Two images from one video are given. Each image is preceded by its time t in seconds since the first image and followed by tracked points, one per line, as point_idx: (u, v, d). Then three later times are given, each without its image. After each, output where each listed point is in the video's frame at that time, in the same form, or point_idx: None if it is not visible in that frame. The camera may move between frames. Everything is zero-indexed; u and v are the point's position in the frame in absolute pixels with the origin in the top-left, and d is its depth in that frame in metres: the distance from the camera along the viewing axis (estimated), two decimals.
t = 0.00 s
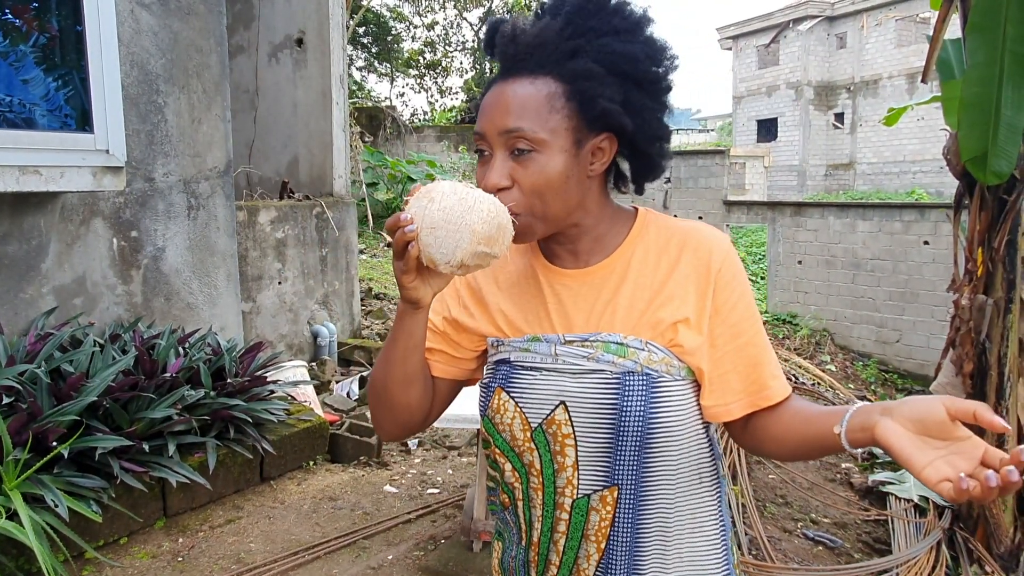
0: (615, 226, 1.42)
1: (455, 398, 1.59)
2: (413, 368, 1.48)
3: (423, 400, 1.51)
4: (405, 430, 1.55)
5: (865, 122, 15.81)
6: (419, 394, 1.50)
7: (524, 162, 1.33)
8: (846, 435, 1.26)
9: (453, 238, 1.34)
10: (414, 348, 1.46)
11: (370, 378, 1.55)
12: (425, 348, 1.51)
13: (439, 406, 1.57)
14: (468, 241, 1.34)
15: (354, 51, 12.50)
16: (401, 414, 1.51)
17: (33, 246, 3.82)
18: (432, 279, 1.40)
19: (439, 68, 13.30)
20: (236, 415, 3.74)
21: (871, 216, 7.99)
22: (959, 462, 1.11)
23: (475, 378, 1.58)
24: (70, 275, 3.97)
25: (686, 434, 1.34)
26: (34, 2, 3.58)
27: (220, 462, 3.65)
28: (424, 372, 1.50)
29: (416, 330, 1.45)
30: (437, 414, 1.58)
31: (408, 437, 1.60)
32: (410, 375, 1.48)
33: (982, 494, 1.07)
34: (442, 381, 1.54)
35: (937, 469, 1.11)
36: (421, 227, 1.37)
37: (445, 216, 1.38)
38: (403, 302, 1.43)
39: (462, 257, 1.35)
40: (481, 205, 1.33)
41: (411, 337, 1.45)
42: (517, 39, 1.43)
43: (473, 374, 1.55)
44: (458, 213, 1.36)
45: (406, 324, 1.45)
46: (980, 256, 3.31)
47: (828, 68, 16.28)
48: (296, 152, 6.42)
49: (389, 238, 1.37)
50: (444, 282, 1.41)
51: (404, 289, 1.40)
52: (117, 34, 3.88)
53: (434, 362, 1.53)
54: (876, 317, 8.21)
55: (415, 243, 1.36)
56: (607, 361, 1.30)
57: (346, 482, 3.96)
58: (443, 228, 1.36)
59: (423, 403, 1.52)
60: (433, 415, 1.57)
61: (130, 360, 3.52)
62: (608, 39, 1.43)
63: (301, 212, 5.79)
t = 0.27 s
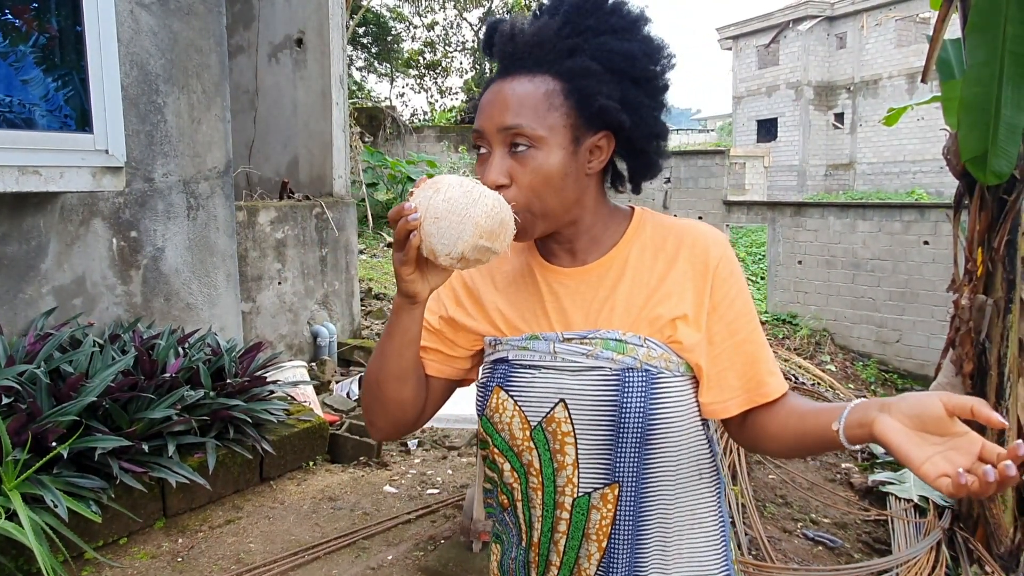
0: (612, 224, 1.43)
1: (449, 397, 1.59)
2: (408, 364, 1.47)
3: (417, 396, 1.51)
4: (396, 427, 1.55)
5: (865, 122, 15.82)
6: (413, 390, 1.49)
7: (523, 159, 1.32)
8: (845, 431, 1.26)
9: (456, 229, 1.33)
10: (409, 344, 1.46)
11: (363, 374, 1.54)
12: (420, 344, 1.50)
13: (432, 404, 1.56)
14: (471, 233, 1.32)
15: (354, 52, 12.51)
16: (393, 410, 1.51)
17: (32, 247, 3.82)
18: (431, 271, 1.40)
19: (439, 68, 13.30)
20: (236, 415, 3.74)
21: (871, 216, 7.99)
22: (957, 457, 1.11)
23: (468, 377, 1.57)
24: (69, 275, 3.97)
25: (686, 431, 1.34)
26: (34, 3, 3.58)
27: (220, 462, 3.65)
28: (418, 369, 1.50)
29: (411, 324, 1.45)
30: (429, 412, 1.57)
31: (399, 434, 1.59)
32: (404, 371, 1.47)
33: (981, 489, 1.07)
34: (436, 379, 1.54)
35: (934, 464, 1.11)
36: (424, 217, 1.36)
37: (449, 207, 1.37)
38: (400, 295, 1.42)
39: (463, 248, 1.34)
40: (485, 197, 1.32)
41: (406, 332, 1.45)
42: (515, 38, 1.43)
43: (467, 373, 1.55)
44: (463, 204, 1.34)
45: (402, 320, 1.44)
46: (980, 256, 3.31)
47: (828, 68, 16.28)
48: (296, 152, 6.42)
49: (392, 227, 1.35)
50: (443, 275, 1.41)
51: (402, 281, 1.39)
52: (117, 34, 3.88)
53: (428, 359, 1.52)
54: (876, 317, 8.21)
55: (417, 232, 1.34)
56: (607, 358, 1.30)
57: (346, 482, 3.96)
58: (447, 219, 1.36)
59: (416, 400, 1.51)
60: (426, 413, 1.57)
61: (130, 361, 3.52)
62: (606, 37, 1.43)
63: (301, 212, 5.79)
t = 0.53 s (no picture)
0: (612, 224, 1.43)
1: (445, 396, 1.59)
2: (406, 360, 1.46)
3: (414, 393, 1.50)
4: (392, 424, 1.54)
5: (865, 122, 15.82)
6: (410, 387, 1.49)
7: (526, 158, 1.32)
8: (845, 427, 1.25)
9: (461, 223, 1.32)
10: (407, 340, 1.45)
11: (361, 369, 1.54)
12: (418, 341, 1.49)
13: (429, 403, 1.56)
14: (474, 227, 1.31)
15: (354, 52, 12.51)
16: (390, 406, 1.50)
17: (32, 247, 3.82)
18: (432, 265, 1.39)
19: (439, 68, 13.29)
20: (236, 415, 3.74)
21: (871, 216, 7.99)
22: (960, 451, 1.12)
23: (465, 376, 1.57)
24: (69, 275, 3.97)
25: (688, 429, 1.34)
26: (34, 3, 3.59)
27: (220, 463, 3.65)
28: (416, 366, 1.49)
29: (410, 319, 1.44)
30: (426, 410, 1.57)
31: (394, 432, 1.58)
32: (401, 368, 1.47)
33: (984, 482, 1.08)
34: (433, 377, 1.53)
35: (937, 459, 1.12)
36: (428, 209, 1.36)
37: (454, 200, 1.35)
38: (400, 290, 1.41)
39: (467, 243, 1.34)
40: (490, 192, 1.31)
41: (404, 327, 1.44)
42: (517, 38, 1.43)
43: (464, 371, 1.55)
44: (468, 198, 1.33)
45: (401, 315, 1.43)
46: (980, 256, 3.31)
47: (828, 68, 16.28)
48: (296, 152, 6.42)
49: (396, 218, 1.35)
50: (444, 269, 1.40)
51: (403, 276, 1.38)
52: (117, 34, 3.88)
53: (426, 356, 1.52)
54: (876, 317, 8.21)
55: (420, 224, 1.34)
56: (609, 356, 1.29)
57: (346, 483, 3.95)
58: (451, 212, 1.35)
59: (414, 397, 1.51)
60: (422, 412, 1.56)
61: (130, 361, 3.52)
62: (609, 37, 1.43)
63: (301, 213, 5.79)
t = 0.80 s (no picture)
0: (613, 224, 1.42)
1: (445, 395, 1.58)
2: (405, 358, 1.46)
3: (413, 391, 1.50)
4: (391, 422, 1.54)
5: (865, 122, 15.82)
6: (409, 385, 1.49)
7: (527, 159, 1.32)
8: (845, 432, 1.26)
9: (461, 220, 1.32)
10: (407, 337, 1.45)
11: (360, 367, 1.54)
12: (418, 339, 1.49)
13: (428, 401, 1.56)
14: (473, 224, 1.32)
15: (353, 52, 12.52)
16: (390, 404, 1.50)
17: (32, 247, 3.82)
18: (432, 263, 1.40)
19: (439, 69, 13.28)
20: (236, 416, 3.74)
21: (871, 216, 7.99)
22: (959, 458, 1.12)
23: (465, 375, 1.57)
24: (69, 276, 3.97)
25: (688, 429, 1.34)
26: (33, 4, 3.58)
27: (220, 463, 3.64)
28: (416, 364, 1.49)
29: (410, 317, 1.44)
30: (425, 409, 1.57)
31: (393, 431, 1.58)
32: (401, 365, 1.47)
33: (981, 489, 1.07)
34: (432, 376, 1.53)
35: (934, 465, 1.12)
36: (430, 205, 1.37)
37: (456, 197, 1.36)
38: (400, 287, 1.41)
39: (467, 240, 1.33)
40: (491, 190, 1.31)
41: (404, 324, 1.44)
42: (519, 37, 1.43)
43: (464, 370, 1.55)
44: (469, 195, 1.34)
45: (401, 312, 1.43)
46: (980, 256, 3.31)
47: (828, 68, 16.28)
48: (296, 152, 6.42)
49: (397, 214, 1.37)
50: (445, 267, 1.41)
51: (403, 272, 1.39)
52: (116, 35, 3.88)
53: (426, 354, 1.51)
54: (876, 317, 8.21)
55: (421, 220, 1.35)
56: (609, 356, 1.29)
57: (346, 483, 3.95)
58: (453, 209, 1.35)
59: (413, 395, 1.51)
60: (422, 410, 1.56)
61: (129, 362, 3.52)
62: (610, 37, 1.43)
63: (301, 213, 5.79)
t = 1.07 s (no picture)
0: (614, 225, 1.42)
1: (443, 393, 1.58)
2: (403, 354, 1.46)
3: (411, 387, 1.50)
4: (389, 420, 1.54)
5: (865, 122, 15.82)
6: (407, 382, 1.49)
7: (526, 157, 1.33)
8: (845, 434, 1.26)
9: (456, 213, 1.32)
10: (405, 334, 1.45)
11: (360, 362, 1.53)
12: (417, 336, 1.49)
13: (427, 398, 1.56)
14: (469, 218, 1.31)
15: (354, 53, 12.53)
16: (387, 401, 1.50)
17: (31, 248, 3.82)
18: (430, 258, 1.39)
19: (439, 69, 13.28)
20: (236, 416, 3.74)
21: (871, 216, 7.99)
22: (959, 461, 1.12)
23: (463, 373, 1.57)
24: (69, 276, 3.97)
25: (687, 430, 1.34)
26: (33, 4, 3.58)
27: (220, 463, 3.64)
28: (414, 362, 1.49)
29: (407, 313, 1.44)
30: (423, 406, 1.57)
31: (391, 428, 1.58)
32: (399, 362, 1.47)
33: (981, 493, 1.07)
34: (431, 373, 1.53)
35: (934, 468, 1.12)
36: (426, 198, 1.37)
37: (452, 191, 1.35)
38: (397, 282, 1.42)
39: (461, 234, 1.33)
40: (488, 185, 1.32)
41: (401, 321, 1.44)
42: (520, 36, 1.43)
43: (462, 368, 1.55)
44: (465, 190, 1.34)
45: (399, 308, 1.43)
46: (980, 256, 3.31)
47: (828, 68, 16.29)
48: (296, 153, 6.42)
49: (395, 207, 1.37)
50: (443, 264, 1.40)
51: (400, 268, 1.39)
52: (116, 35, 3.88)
53: (424, 351, 1.51)
54: (876, 317, 8.21)
55: (417, 212, 1.35)
56: (609, 357, 1.29)
57: (346, 484, 3.95)
58: (448, 202, 1.35)
59: (411, 392, 1.50)
60: (420, 408, 1.56)
61: (129, 362, 3.52)
62: (612, 37, 1.43)
63: (301, 213, 5.79)
